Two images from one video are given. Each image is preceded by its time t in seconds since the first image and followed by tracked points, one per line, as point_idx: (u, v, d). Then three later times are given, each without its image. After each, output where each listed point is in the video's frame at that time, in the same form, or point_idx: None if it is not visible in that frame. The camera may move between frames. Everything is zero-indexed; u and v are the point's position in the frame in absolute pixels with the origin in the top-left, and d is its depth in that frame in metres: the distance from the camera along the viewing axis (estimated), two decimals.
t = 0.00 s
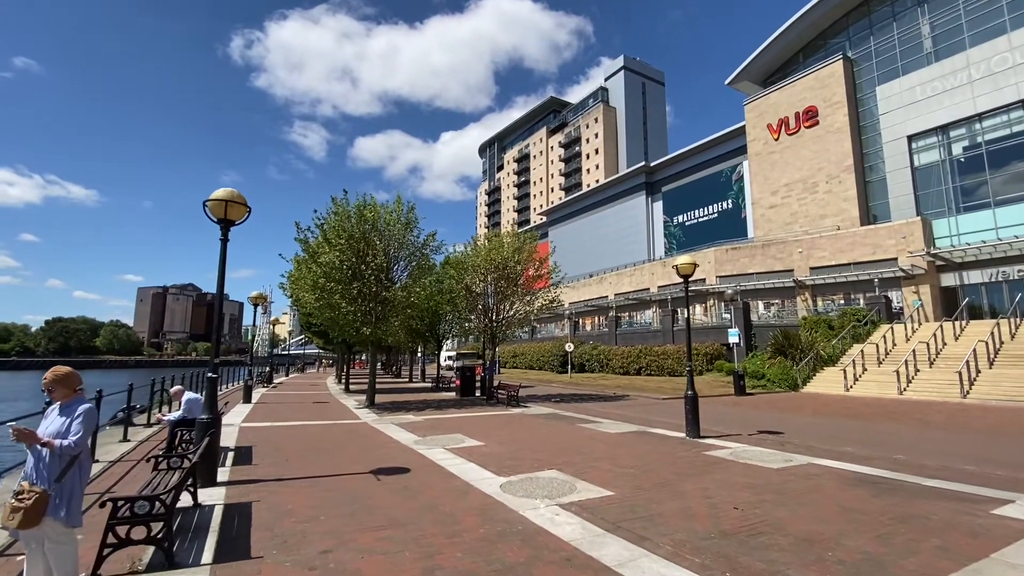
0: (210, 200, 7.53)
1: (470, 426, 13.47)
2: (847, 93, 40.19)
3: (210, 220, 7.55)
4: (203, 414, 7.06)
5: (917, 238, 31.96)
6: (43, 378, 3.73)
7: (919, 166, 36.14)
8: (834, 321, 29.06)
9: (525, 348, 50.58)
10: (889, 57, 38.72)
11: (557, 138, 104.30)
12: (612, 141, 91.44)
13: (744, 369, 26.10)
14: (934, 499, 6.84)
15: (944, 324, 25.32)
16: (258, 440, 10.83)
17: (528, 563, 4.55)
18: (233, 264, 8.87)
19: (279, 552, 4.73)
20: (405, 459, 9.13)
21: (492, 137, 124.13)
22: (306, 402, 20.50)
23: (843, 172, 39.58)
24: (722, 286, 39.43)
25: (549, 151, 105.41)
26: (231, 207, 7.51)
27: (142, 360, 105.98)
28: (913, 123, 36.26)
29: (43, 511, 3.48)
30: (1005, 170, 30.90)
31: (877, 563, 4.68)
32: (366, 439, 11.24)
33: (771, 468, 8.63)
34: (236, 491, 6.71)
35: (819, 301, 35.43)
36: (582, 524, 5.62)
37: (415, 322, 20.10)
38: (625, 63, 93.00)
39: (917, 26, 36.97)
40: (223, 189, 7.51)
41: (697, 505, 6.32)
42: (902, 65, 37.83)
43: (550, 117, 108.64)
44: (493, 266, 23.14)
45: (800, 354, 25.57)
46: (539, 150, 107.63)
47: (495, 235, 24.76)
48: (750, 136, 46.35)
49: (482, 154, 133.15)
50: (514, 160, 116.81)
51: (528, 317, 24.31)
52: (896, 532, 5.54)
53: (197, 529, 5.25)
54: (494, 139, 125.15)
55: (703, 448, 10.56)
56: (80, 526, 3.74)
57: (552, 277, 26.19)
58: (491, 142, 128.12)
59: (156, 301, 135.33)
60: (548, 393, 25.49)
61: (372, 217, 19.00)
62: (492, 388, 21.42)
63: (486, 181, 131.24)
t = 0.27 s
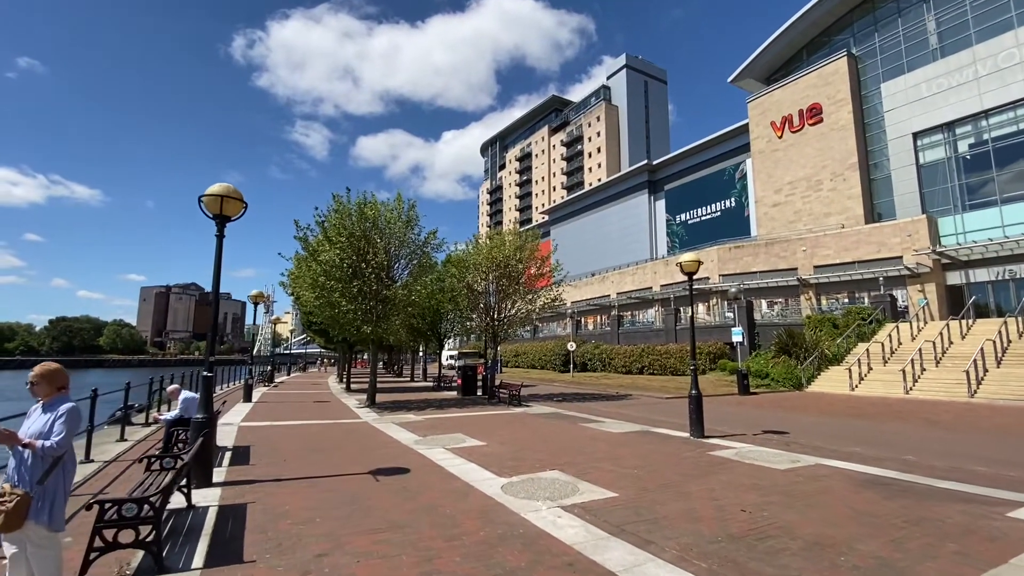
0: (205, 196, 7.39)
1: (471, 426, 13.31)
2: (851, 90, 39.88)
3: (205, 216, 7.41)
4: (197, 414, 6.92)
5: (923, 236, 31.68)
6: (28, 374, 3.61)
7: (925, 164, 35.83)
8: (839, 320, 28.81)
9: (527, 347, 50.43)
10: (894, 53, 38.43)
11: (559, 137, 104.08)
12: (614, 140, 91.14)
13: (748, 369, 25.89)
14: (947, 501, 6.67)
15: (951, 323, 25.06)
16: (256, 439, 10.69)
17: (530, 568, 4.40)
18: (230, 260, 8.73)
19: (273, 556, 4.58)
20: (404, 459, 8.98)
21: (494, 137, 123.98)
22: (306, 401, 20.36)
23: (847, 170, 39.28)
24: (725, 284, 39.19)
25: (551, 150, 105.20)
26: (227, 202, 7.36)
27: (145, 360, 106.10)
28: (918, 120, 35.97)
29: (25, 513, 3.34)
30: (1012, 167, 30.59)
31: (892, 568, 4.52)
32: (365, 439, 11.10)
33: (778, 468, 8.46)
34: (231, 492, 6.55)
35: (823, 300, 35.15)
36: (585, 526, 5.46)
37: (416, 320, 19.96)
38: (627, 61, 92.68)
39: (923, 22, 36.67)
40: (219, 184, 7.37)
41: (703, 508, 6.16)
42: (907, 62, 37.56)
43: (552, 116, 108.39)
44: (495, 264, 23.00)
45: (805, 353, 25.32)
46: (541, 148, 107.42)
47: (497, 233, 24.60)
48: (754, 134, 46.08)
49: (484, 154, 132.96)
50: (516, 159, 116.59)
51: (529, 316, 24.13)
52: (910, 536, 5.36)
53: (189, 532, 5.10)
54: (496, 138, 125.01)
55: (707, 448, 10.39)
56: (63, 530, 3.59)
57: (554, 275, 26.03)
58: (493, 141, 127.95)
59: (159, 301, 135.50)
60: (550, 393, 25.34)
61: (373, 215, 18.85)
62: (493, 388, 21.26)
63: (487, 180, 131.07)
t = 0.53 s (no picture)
0: (200, 190, 7.24)
1: (472, 426, 13.16)
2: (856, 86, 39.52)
3: (199, 211, 7.26)
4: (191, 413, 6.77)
5: (929, 234, 31.36)
6: (7, 372, 3.48)
7: (931, 161, 35.47)
8: (844, 318, 28.56)
9: (529, 346, 50.31)
10: (899, 50, 37.98)
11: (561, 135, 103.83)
12: (617, 138, 90.79)
13: (752, 367, 25.66)
14: (960, 504, 6.48)
15: (957, 322, 24.80)
16: (255, 439, 10.56)
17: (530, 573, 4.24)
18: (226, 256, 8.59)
19: (264, 560, 4.43)
20: (404, 460, 8.83)
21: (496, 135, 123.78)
22: (307, 400, 20.23)
23: (852, 167, 38.95)
24: (729, 283, 38.93)
25: (553, 149, 104.96)
26: (221, 198, 7.22)
27: (149, 359, 106.38)
28: (924, 117, 35.59)
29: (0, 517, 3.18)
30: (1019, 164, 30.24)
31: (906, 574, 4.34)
32: (365, 439, 10.95)
33: (784, 469, 8.28)
34: (226, 493, 6.41)
35: (828, 298, 34.88)
36: (587, 530, 5.30)
37: (417, 319, 19.81)
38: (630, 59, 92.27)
39: (929, 17, 36.12)
40: (213, 179, 7.23)
41: (709, 510, 5.99)
42: (913, 58, 37.12)
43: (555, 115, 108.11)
44: (497, 262, 22.84)
45: (810, 352, 25.08)
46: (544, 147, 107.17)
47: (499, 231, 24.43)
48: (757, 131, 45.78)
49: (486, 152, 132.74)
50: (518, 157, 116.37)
51: (531, 314, 23.97)
52: (922, 540, 5.18)
53: (179, 535, 4.95)
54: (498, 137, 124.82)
55: (712, 449, 10.21)
56: (40, 535, 3.42)
57: (556, 274, 25.85)
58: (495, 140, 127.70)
59: (162, 300, 135.85)
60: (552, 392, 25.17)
61: (374, 212, 18.69)
62: (495, 387, 21.09)
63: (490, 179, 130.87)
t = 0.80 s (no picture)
0: (195, 187, 7.11)
1: (474, 426, 13.01)
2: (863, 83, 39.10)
3: (195, 208, 7.13)
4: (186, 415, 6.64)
5: (937, 232, 30.98)
6: None
7: (940, 158, 35.05)
8: (851, 318, 28.27)
9: (533, 345, 50.16)
10: (908, 46, 37.52)
11: (565, 134, 103.56)
12: (621, 136, 90.40)
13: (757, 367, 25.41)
14: (976, 509, 6.27)
15: (966, 321, 24.48)
16: (254, 439, 10.44)
17: None
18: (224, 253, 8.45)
19: (256, 567, 4.29)
20: (404, 461, 8.69)
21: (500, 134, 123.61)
22: (309, 399, 20.13)
23: (859, 165, 38.54)
24: (734, 282, 38.62)
25: (557, 148, 104.71)
26: (217, 194, 7.09)
27: (154, 358, 106.89)
28: (933, 114, 35.17)
29: None
30: None
31: None
32: (365, 440, 10.81)
33: (793, 472, 8.08)
34: (220, 497, 6.28)
35: (834, 297, 34.55)
36: (590, 536, 5.14)
37: (420, 318, 19.67)
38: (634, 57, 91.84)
39: (938, 13, 35.74)
40: (209, 175, 7.09)
41: (716, 516, 5.81)
42: (921, 54, 36.65)
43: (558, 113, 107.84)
44: (499, 261, 22.68)
45: (816, 352, 24.81)
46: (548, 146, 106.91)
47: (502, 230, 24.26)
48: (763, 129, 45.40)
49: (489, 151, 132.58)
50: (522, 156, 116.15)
51: (534, 314, 23.80)
52: (939, 549, 4.98)
53: (171, 540, 4.80)
54: (502, 135, 124.61)
55: (718, 450, 10.02)
56: (18, 543, 3.24)
57: (559, 273, 25.65)
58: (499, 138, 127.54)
59: (168, 299, 136.51)
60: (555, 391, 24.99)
61: (376, 211, 18.57)
62: (498, 386, 20.93)
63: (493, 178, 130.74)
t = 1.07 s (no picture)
0: (196, 183, 7.01)
1: (479, 426, 12.88)
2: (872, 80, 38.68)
3: (196, 204, 7.03)
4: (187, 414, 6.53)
5: (947, 230, 30.59)
6: None
7: (949, 156, 34.62)
8: (859, 317, 27.97)
9: (538, 344, 50.01)
10: (917, 42, 37.05)
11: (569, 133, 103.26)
12: (626, 135, 90.01)
13: (765, 367, 25.12)
14: (996, 514, 6.08)
15: (977, 321, 24.15)
16: (257, 439, 10.33)
17: None
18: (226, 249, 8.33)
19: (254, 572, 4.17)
20: (408, 462, 8.56)
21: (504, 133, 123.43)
22: (312, 398, 20.05)
23: (867, 162, 38.12)
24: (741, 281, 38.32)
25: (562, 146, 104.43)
26: (218, 190, 6.98)
27: (161, 356, 107.41)
28: (943, 111, 34.73)
29: None
30: None
31: None
32: (369, 440, 10.70)
33: (804, 475, 7.90)
34: (222, 498, 6.18)
35: (842, 296, 34.21)
36: (597, 540, 5.01)
37: (424, 317, 19.54)
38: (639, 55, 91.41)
39: (948, 9, 35.29)
40: (210, 172, 6.98)
41: (727, 520, 5.65)
42: (931, 50, 36.18)
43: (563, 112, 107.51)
44: (504, 260, 22.52)
45: (824, 351, 24.54)
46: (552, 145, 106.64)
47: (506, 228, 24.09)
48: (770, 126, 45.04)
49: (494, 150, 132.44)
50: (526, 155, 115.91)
51: (539, 313, 23.64)
52: (961, 556, 4.80)
53: (169, 543, 4.70)
54: (506, 134, 124.45)
55: (727, 451, 9.85)
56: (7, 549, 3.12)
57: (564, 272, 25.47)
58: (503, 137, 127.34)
59: (174, 298, 137.16)
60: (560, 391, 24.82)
61: (380, 209, 18.44)
62: (502, 385, 20.77)
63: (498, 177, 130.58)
